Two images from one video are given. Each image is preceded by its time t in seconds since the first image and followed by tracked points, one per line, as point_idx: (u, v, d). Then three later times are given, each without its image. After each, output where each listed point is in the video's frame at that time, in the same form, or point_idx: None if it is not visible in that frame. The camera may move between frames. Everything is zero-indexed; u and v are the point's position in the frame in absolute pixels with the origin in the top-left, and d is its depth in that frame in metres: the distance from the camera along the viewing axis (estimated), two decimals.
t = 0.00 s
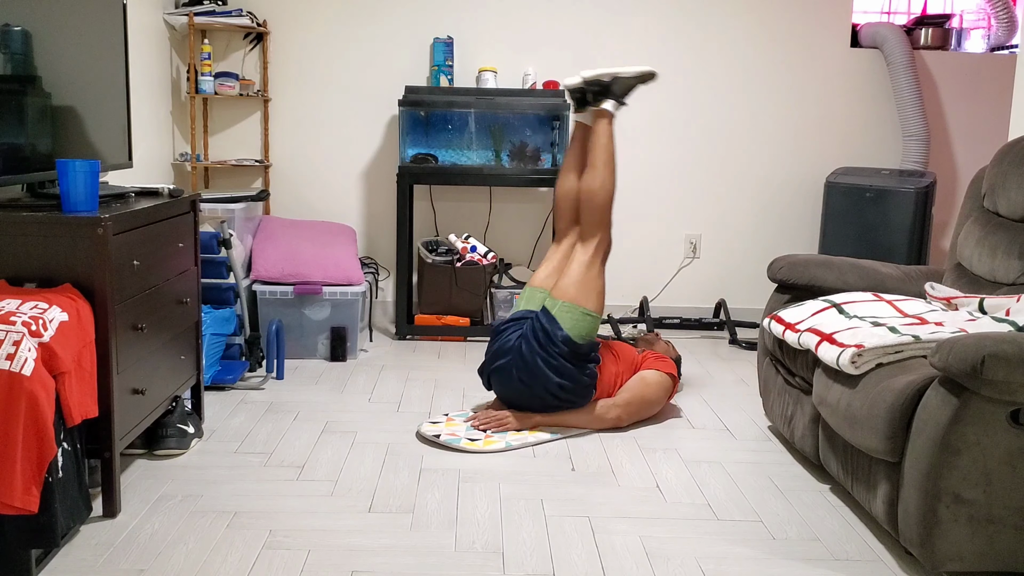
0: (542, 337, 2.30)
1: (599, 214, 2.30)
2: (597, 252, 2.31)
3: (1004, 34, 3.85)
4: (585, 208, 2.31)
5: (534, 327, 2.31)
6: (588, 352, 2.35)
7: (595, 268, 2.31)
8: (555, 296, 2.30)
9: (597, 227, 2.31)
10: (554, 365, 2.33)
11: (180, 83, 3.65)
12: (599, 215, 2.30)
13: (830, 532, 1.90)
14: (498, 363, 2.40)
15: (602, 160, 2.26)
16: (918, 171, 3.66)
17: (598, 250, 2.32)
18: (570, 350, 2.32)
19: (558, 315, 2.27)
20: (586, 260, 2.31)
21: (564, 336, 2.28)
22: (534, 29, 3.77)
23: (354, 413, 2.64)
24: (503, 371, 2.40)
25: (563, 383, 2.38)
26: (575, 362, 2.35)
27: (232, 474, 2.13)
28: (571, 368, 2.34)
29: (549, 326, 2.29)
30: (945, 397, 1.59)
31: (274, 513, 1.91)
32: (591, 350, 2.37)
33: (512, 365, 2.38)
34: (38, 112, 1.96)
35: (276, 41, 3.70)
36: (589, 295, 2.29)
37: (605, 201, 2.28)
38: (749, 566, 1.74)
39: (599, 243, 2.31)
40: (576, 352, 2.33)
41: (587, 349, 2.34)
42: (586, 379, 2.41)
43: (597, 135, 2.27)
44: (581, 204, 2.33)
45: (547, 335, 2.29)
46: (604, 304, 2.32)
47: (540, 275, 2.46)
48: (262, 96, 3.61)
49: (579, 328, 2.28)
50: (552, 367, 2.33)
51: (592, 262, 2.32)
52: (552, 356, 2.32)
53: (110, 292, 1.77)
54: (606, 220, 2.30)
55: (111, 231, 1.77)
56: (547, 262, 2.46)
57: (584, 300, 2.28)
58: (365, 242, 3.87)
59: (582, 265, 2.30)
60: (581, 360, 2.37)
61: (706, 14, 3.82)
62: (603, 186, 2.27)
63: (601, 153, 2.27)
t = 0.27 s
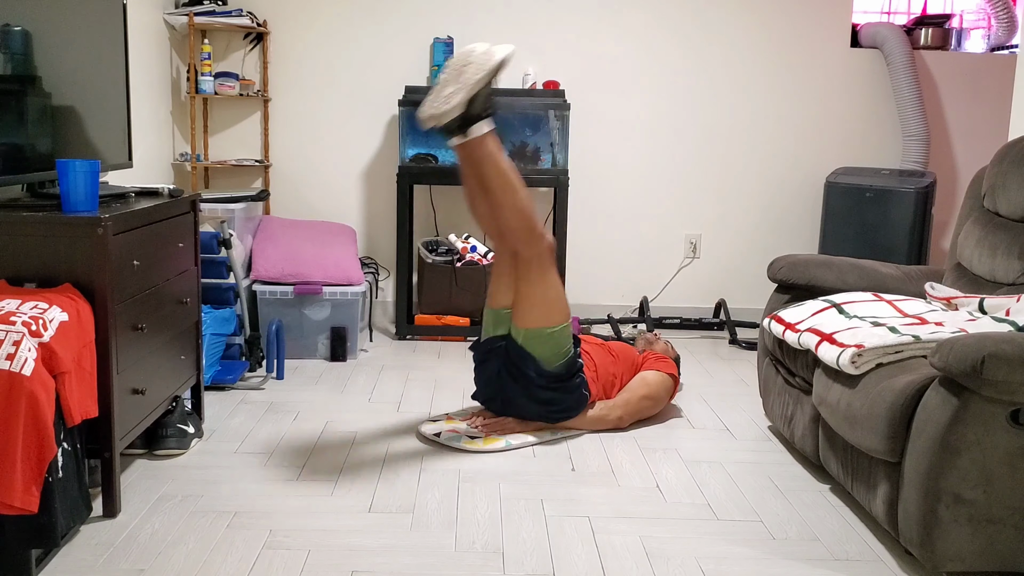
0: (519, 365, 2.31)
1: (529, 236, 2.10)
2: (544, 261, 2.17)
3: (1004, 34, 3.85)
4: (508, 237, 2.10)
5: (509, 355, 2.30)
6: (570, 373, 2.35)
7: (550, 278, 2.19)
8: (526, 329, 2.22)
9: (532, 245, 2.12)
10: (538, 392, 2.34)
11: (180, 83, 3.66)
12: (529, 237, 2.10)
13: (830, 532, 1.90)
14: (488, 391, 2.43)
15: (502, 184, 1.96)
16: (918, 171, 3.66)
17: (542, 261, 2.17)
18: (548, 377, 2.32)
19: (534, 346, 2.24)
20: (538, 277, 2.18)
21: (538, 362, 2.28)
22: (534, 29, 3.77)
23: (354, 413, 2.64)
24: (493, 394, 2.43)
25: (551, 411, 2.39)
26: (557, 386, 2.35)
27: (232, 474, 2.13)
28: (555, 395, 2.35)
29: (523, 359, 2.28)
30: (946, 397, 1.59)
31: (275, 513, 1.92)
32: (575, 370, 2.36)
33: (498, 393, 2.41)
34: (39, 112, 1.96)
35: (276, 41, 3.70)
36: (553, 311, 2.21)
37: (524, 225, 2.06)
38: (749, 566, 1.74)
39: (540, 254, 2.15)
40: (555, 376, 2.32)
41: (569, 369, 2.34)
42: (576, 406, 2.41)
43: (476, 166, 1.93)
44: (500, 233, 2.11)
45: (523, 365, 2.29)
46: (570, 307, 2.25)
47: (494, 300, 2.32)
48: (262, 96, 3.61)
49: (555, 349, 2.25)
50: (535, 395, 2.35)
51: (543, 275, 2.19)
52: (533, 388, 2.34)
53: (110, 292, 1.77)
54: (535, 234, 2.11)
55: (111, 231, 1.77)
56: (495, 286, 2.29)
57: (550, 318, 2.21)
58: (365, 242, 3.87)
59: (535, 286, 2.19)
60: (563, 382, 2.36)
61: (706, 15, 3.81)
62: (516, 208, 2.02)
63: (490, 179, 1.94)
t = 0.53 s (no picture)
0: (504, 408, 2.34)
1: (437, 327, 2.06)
2: (475, 320, 2.12)
3: (1004, 34, 3.85)
4: (434, 336, 2.08)
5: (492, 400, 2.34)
6: (553, 395, 2.35)
7: (486, 326, 2.14)
8: (491, 380, 2.22)
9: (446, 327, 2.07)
10: (532, 419, 2.38)
11: (180, 83, 3.65)
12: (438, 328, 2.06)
13: (830, 532, 1.90)
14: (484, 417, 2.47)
15: (401, 310, 1.99)
16: (918, 171, 3.66)
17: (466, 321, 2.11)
18: (538, 403, 2.35)
19: (510, 388, 2.26)
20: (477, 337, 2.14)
21: (520, 403, 2.32)
22: (534, 29, 3.76)
23: (354, 413, 2.64)
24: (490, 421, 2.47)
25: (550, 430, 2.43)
26: (548, 408, 2.37)
27: (232, 474, 2.13)
28: (549, 415, 2.38)
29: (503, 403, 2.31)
30: (946, 397, 1.59)
31: (275, 513, 1.92)
32: (559, 387, 2.37)
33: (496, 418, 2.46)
34: (39, 112, 1.96)
35: (276, 41, 3.70)
36: (504, 353, 2.18)
37: (442, 320, 2.05)
38: (749, 566, 1.74)
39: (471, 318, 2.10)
40: (544, 401, 2.35)
41: (554, 391, 2.35)
42: (572, 414, 2.45)
43: (372, 319, 1.98)
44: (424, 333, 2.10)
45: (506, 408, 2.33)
46: (515, 327, 2.20)
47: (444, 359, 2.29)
48: (262, 96, 3.61)
49: (524, 381, 2.26)
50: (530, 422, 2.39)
51: (481, 332, 2.14)
52: (526, 416, 2.37)
53: (110, 292, 1.77)
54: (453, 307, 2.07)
55: (111, 231, 1.77)
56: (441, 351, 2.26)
57: (507, 358, 2.19)
58: (365, 242, 3.87)
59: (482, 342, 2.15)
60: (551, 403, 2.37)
61: (705, 14, 3.81)
62: (427, 313, 2.03)
63: (390, 315, 1.98)
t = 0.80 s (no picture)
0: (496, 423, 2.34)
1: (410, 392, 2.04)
2: (444, 365, 2.10)
3: (1004, 34, 3.85)
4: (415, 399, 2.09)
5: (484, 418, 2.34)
6: (545, 400, 2.35)
7: (458, 363, 2.13)
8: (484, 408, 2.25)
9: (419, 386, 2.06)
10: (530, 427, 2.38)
11: (180, 83, 3.65)
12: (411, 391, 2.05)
13: (830, 532, 1.90)
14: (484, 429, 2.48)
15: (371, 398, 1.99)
16: (918, 171, 3.66)
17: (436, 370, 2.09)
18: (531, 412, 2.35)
19: (505, 407, 2.28)
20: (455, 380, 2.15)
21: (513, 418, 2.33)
22: (534, 29, 3.77)
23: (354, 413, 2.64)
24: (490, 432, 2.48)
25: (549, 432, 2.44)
26: (543, 416, 2.37)
27: (232, 474, 2.13)
28: (546, 420, 2.38)
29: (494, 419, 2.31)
30: (945, 397, 1.59)
31: (275, 513, 1.92)
32: (551, 392, 2.36)
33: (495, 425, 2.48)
34: (39, 112, 1.96)
35: (276, 41, 3.70)
36: (487, 380, 2.20)
37: (416, 388, 2.05)
38: (749, 566, 1.74)
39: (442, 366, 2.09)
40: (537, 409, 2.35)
41: (546, 397, 2.35)
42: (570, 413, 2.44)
43: (343, 415, 1.98)
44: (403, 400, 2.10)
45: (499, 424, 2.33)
46: (482, 349, 2.20)
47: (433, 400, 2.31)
48: (262, 96, 3.61)
49: (515, 398, 2.28)
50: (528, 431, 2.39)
51: (456, 374, 2.14)
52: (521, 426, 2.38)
53: (110, 292, 1.77)
54: (419, 368, 2.05)
55: (111, 231, 1.77)
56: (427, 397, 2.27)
57: (490, 380, 2.21)
58: (365, 242, 3.87)
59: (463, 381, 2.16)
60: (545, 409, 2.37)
61: (705, 15, 3.81)
62: (396, 387, 2.02)
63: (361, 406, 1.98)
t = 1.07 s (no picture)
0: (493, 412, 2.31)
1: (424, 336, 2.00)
2: (460, 327, 2.07)
3: (1004, 34, 3.85)
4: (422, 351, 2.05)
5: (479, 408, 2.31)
6: (545, 396, 2.32)
7: (474, 328, 2.10)
8: (483, 387, 2.19)
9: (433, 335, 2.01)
10: (526, 421, 2.35)
11: (180, 83, 3.65)
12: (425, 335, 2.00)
13: (830, 532, 1.90)
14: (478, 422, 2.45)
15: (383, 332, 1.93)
16: (918, 171, 3.66)
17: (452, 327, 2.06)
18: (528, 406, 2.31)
19: (503, 392, 2.22)
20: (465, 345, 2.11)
21: (512, 407, 2.29)
22: (534, 29, 3.76)
23: (354, 413, 2.64)
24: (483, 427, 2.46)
25: (544, 429, 2.42)
26: (540, 411, 2.34)
27: (232, 474, 2.13)
28: (543, 416, 2.36)
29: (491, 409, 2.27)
30: (945, 397, 1.59)
31: (275, 513, 1.92)
32: (550, 386, 2.34)
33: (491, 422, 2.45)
34: (39, 112, 1.96)
35: (276, 41, 3.70)
36: (494, 358, 2.15)
37: (427, 334, 2.01)
38: (749, 566, 1.74)
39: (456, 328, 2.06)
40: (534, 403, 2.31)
41: (546, 390, 2.32)
42: (569, 409, 2.43)
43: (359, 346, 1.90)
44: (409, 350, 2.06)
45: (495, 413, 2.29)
46: (498, 329, 2.16)
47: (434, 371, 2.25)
48: (262, 96, 3.61)
49: (518, 383, 2.23)
50: (523, 425, 2.36)
51: (468, 340, 2.09)
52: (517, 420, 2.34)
53: (110, 292, 1.77)
54: (436, 319, 2.02)
55: (111, 231, 1.77)
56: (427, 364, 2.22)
57: (498, 357, 2.16)
58: (365, 242, 3.87)
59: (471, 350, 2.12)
60: (544, 405, 2.34)
61: (705, 15, 3.82)
62: (413, 331, 1.98)
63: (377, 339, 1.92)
